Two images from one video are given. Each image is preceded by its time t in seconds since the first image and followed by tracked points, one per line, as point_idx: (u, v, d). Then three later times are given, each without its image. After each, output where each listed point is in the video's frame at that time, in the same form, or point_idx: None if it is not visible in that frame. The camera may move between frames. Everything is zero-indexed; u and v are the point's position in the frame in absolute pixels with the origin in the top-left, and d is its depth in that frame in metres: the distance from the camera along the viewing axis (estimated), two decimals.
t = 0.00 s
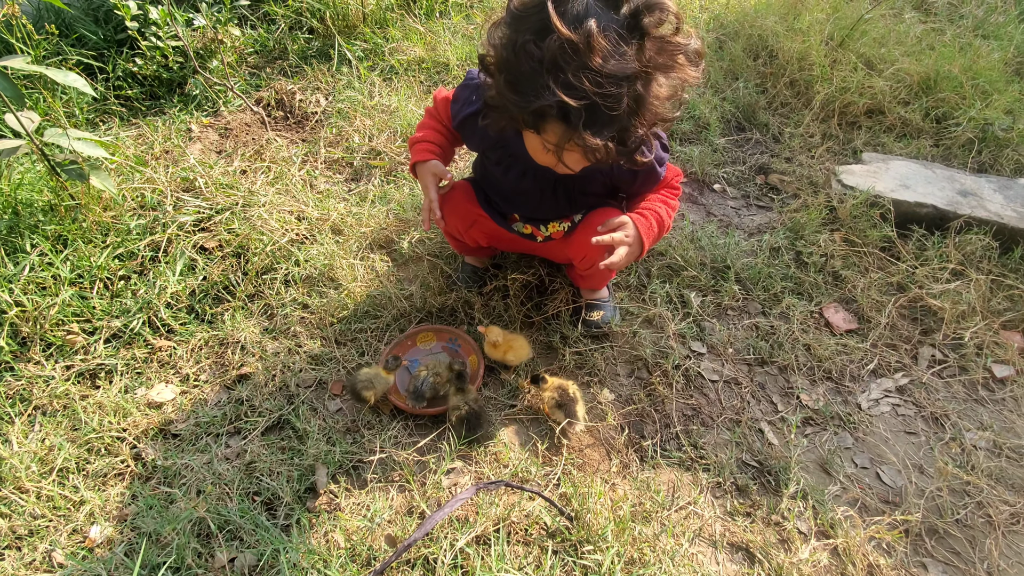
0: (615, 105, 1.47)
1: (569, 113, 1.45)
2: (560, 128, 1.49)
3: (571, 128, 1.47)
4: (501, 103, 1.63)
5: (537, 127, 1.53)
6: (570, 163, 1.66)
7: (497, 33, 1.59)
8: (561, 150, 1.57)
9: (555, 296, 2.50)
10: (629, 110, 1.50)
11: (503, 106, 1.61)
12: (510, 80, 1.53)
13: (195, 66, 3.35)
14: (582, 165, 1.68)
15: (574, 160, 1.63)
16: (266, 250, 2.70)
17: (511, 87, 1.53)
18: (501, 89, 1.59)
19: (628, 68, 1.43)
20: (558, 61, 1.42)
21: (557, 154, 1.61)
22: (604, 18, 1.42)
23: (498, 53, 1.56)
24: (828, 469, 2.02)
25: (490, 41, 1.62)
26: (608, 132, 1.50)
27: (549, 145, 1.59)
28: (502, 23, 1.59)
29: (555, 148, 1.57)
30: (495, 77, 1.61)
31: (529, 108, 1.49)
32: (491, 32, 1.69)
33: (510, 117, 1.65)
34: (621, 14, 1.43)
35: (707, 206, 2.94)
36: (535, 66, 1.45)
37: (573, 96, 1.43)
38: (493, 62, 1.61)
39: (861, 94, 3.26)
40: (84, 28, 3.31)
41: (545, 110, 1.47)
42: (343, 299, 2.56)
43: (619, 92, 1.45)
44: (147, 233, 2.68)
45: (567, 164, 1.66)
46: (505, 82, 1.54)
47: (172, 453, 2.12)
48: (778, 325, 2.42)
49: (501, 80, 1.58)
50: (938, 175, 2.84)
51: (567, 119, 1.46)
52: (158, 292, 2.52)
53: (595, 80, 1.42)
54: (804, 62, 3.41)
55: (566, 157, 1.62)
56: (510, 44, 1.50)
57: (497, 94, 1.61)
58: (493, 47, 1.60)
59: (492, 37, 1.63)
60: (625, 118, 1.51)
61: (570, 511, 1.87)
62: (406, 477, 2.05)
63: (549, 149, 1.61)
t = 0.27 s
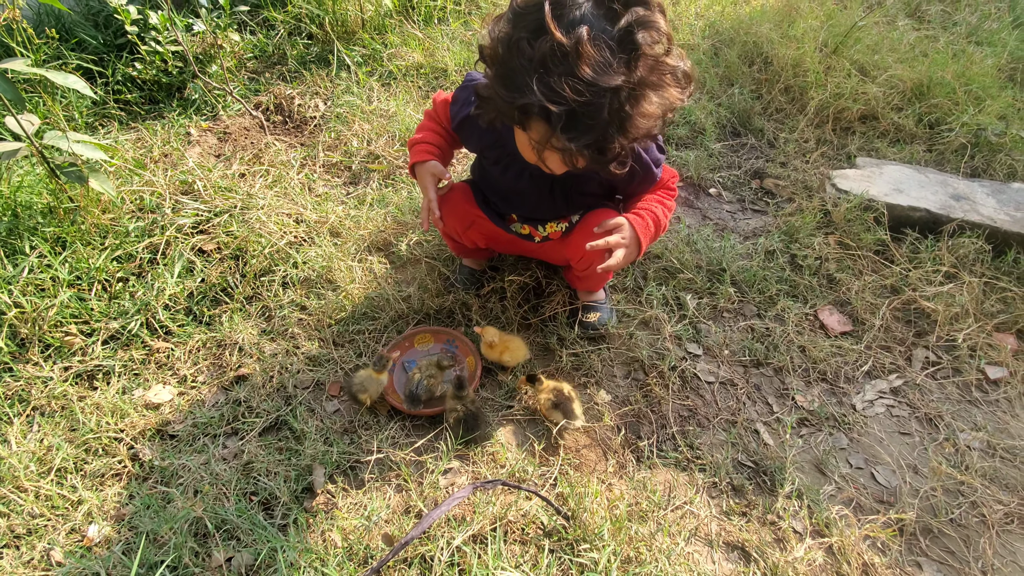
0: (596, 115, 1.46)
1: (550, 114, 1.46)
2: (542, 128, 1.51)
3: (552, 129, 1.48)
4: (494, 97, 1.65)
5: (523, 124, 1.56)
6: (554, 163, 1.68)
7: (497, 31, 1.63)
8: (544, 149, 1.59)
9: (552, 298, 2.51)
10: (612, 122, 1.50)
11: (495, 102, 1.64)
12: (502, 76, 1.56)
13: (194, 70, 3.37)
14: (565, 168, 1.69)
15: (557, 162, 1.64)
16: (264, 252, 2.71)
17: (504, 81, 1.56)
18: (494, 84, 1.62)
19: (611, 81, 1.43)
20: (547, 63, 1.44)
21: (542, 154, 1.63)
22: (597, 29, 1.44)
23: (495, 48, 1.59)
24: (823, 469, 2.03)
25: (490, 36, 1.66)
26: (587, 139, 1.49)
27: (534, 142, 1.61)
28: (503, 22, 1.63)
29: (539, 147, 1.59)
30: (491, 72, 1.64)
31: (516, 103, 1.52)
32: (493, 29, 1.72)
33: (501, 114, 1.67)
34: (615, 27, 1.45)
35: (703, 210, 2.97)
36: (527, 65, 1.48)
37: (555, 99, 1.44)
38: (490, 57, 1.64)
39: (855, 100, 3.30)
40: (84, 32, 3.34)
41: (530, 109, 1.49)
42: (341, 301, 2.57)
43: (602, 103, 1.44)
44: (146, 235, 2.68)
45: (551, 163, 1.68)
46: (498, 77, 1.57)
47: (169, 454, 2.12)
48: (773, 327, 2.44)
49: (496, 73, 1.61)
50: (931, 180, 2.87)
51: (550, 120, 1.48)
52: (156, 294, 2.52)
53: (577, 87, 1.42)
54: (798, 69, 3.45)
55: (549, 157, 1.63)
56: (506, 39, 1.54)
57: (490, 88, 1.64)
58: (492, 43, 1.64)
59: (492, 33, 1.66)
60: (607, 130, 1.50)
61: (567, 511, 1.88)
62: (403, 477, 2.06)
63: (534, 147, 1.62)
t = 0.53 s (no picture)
0: (586, 121, 1.47)
1: (542, 120, 1.48)
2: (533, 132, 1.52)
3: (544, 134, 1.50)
4: (488, 101, 1.67)
5: (516, 130, 1.57)
6: (546, 167, 1.69)
7: (492, 36, 1.65)
8: (537, 154, 1.60)
9: (548, 302, 2.52)
10: (603, 129, 1.51)
11: (489, 106, 1.66)
12: (496, 81, 1.58)
13: (192, 75, 3.38)
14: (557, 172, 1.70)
15: (550, 167, 1.66)
16: (261, 256, 2.71)
17: (498, 86, 1.58)
18: (488, 89, 1.63)
19: (602, 89, 1.44)
20: (539, 69, 1.46)
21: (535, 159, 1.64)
22: (589, 37, 1.46)
23: (489, 54, 1.61)
24: (818, 472, 2.04)
25: (485, 41, 1.68)
26: (578, 145, 1.51)
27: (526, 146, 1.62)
28: (498, 28, 1.65)
29: (531, 151, 1.60)
30: (485, 77, 1.66)
31: (508, 108, 1.54)
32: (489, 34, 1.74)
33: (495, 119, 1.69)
34: (607, 36, 1.47)
35: (698, 215, 2.99)
36: (520, 71, 1.50)
37: (546, 106, 1.46)
38: (484, 62, 1.66)
39: (848, 107, 3.34)
40: (82, 37, 3.35)
41: (522, 114, 1.51)
42: (338, 305, 2.58)
43: (592, 110, 1.46)
44: (142, 239, 2.68)
45: (544, 168, 1.69)
46: (492, 82, 1.59)
47: (164, 458, 2.11)
48: (768, 331, 2.46)
49: (490, 77, 1.62)
50: (924, 186, 2.90)
51: (541, 126, 1.49)
52: (153, 298, 2.52)
53: (568, 94, 1.44)
54: (792, 76, 3.48)
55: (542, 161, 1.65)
56: (501, 45, 1.56)
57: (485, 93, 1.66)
58: (486, 49, 1.66)
59: (487, 39, 1.68)
60: (598, 136, 1.51)
61: (563, 514, 1.88)
62: (399, 482, 2.06)
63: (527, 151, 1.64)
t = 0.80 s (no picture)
0: (581, 127, 1.47)
1: (537, 126, 1.48)
2: (529, 137, 1.52)
3: (540, 140, 1.49)
4: (484, 107, 1.67)
5: (513, 135, 1.57)
6: (542, 171, 1.69)
7: (488, 41, 1.65)
8: (533, 159, 1.60)
9: (545, 307, 2.52)
10: (599, 134, 1.51)
11: (485, 112, 1.66)
12: (492, 86, 1.58)
13: (188, 78, 3.36)
14: (553, 177, 1.70)
15: (546, 172, 1.66)
16: (256, 260, 2.70)
17: (494, 90, 1.57)
18: (484, 95, 1.63)
19: (597, 94, 1.44)
20: (534, 75, 1.46)
21: (531, 163, 1.64)
22: (584, 43, 1.46)
23: (485, 59, 1.61)
24: (814, 478, 2.04)
25: (481, 46, 1.68)
26: (573, 151, 1.51)
27: (522, 151, 1.62)
28: (494, 33, 1.65)
29: (528, 156, 1.60)
30: (481, 83, 1.66)
31: (504, 113, 1.54)
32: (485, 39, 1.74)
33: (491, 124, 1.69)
34: (602, 42, 1.48)
35: (694, 220, 2.99)
36: (515, 77, 1.50)
37: (542, 111, 1.46)
38: (480, 68, 1.66)
39: (843, 113, 3.35)
40: (78, 39, 3.34)
41: (518, 120, 1.51)
42: (334, 309, 2.56)
43: (588, 115, 1.46)
44: (137, 242, 2.67)
45: (541, 173, 1.69)
46: (487, 88, 1.59)
47: (157, 464, 2.09)
48: (764, 336, 2.46)
49: (486, 82, 1.62)
50: (918, 192, 2.91)
51: (536, 131, 1.49)
52: (147, 302, 2.50)
53: (563, 99, 1.44)
54: (787, 82, 3.50)
55: (538, 166, 1.64)
56: (496, 51, 1.56)
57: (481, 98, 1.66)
58: (481, 54, 1.66)
59: (483, 44, 1.68)
60: (593, 142, 1.51)
61: (560, 521, 1.87)
62: (395, 488, 2.04)
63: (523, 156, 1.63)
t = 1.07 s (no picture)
0: (581, 121, 1.44)
1: (536, 120, 1.45)
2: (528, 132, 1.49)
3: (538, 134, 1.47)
4: (481, 102, 1.64)
5: (510, 130, 1.54)
6: (541, 168, 1.66)
7: (483, 35, 1.62)
8: (531, 155, 1.57)
9: (542, 308, 2.49)
10: (598, 128, 1.48)
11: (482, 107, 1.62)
12: (489, 80, 1.55)
13: (183, 76, 3.32)
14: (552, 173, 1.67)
15: (545, 168, 1.63)
16: (249, 259, 2.65)
17: (490, 85, 1.54)
18: (480, 90, 1.60)
19: (596, 86, 1.42)
20: (531, 68, 1.43)
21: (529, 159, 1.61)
22: (582, 35, 1.44)
23: (481, 53, 1.58)
24: (815, 481, 2.01)
25: (477, 40, 1.65)
26: (572, 146, 1.48)
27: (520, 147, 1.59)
28: (490, 27, 1.62)
29: (526, 152, 1.57)
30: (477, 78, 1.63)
31: (501, 108, 1.51)
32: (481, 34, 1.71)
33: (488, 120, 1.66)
34: (601, 34, 1.45)
35: (693, 221, 2.97)
36: (512, 71, 1.47)
37: (540, 105, 1.43)
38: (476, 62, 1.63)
39: (842, 115, 3.34)
40: (72, 37, 3.30)
41: (516, 114, 1.48)
42: (328, 309, 2.52)
43: (587, 109, 1.43)
44: (128, 241, 2.62)
45: (539, 169, 1.66)
46: (484, 82, 1.56)
47: (144, 467, 2.04)
48: (764, 338, 2.43)
49: (482, 76, 1.59)
50: (917, 194, 2.90)
51: (534, 126, 1.46)
52: (137, 301, 2.46)
53: (562, 92, 1.41)
54: (786, 84, 3.49)
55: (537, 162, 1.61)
56: (492, 45, 1.53)
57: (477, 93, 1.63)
58: (477, 49, 1.63)
59: (479, 38, 1.65)
60: (592, 136, 1.48)
61: (556, 525, 1.83)
62: (388, 491, 2.00)
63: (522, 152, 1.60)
